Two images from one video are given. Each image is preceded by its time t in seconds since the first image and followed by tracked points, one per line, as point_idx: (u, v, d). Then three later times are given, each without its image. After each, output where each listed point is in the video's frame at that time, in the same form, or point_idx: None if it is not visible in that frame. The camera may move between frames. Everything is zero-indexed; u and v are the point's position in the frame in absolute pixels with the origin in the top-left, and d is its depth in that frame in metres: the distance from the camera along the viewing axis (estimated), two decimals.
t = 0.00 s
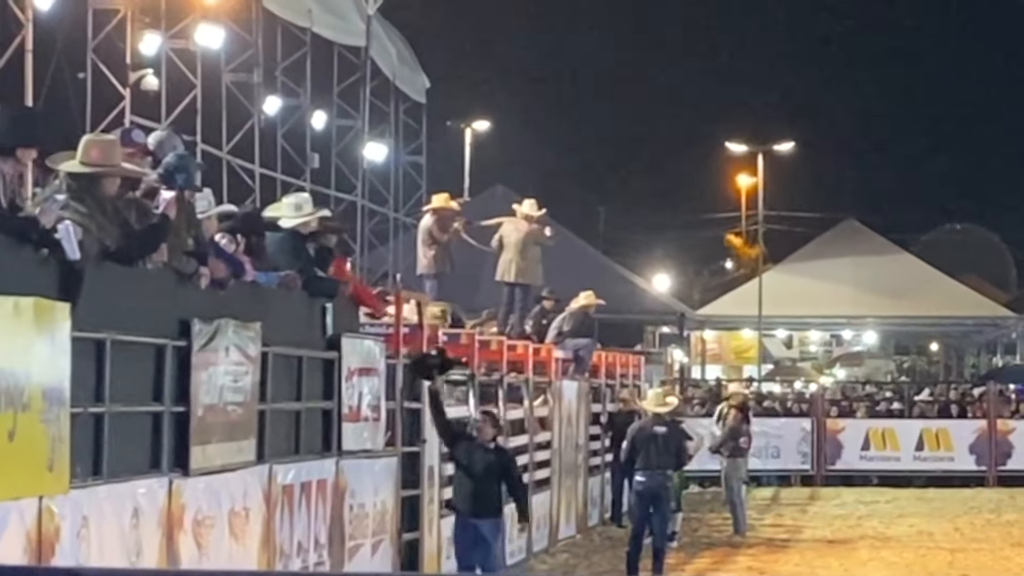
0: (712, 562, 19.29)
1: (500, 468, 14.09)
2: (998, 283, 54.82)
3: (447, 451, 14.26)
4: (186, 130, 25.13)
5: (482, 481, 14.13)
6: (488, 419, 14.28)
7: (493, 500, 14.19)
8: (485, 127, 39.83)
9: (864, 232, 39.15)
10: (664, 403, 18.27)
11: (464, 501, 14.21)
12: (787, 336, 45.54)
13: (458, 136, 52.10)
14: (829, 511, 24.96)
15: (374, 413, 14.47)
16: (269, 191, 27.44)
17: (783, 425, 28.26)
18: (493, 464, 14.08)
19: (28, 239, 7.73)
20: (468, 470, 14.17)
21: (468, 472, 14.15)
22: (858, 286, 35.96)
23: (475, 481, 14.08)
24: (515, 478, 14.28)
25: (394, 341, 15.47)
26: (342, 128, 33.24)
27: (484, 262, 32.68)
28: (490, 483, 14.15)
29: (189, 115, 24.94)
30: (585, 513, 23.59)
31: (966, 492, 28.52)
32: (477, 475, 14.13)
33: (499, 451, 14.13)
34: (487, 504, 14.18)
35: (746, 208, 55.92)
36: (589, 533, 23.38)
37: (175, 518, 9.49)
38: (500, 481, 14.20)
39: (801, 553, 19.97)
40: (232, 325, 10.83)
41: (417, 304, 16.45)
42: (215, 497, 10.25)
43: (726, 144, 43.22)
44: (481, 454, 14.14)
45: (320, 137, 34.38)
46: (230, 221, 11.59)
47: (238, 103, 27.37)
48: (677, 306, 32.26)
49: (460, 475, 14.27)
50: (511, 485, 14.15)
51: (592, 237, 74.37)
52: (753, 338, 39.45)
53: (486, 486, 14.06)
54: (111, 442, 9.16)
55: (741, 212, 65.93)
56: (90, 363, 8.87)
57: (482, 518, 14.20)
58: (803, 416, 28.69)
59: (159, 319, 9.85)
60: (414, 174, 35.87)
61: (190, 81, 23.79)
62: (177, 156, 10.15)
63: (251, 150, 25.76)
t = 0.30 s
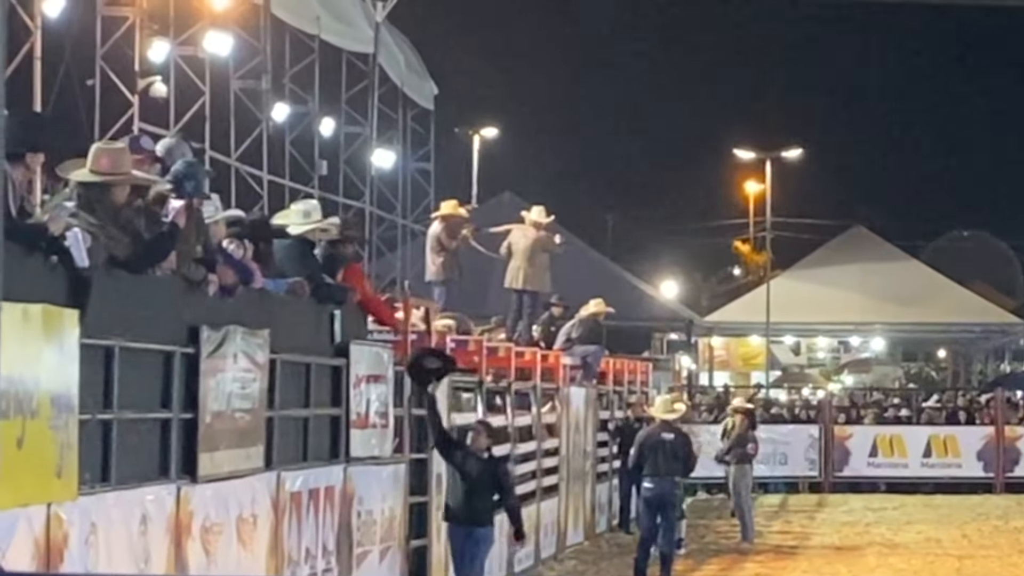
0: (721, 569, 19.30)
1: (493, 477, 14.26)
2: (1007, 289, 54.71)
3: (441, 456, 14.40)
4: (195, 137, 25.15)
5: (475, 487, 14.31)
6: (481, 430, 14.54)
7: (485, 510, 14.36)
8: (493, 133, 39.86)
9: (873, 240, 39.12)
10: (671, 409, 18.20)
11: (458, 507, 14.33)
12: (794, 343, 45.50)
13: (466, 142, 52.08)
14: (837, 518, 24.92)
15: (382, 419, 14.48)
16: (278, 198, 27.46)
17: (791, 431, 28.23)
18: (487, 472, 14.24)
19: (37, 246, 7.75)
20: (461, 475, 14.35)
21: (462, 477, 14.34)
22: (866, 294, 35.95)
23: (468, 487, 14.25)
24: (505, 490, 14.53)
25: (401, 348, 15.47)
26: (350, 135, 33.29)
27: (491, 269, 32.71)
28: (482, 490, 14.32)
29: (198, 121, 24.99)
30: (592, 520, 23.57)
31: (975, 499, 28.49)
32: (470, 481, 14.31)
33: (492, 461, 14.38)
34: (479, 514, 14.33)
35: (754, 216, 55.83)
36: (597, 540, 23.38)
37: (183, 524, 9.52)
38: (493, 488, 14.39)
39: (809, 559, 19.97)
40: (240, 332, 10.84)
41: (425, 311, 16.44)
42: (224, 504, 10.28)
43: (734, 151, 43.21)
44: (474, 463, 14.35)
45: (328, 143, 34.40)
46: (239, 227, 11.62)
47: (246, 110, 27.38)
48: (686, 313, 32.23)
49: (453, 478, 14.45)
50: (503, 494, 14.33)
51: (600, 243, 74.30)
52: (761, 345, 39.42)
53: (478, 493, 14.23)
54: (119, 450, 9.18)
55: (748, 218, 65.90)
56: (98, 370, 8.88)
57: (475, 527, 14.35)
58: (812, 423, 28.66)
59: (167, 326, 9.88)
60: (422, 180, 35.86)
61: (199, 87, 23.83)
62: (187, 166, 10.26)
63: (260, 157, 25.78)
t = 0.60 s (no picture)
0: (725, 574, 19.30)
1: (489, 479, 14.29)
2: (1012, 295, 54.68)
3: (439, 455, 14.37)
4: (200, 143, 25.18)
5: (472, 489, 14.35)
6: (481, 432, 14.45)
7: (481, 511, 14.44)
8: (498, 138, 39.87)
9: (878, 245, 39.13)
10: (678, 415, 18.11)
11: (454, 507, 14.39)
12: (800, 348, 45.48)
13: (471, 148, 52.08)
14: (841, 523, 24.91)
15: (387, 425, 14.49)
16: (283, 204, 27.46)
17: (796, 436, 28.21)
18: (482, 474, 14.27)
19: (42, 252, 7.76)
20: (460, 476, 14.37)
21: (457, 479, 14.37)
22: (871, 299, 35.93)
23: (465, 488, 14.31)
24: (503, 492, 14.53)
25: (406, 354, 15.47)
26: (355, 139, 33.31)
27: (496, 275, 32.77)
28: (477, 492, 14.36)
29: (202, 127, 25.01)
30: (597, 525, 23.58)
31: (979, 504, 28.48)
32: (466, 483, 14.35)
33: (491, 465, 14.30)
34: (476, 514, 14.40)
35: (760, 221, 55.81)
36: (602, 546, 23.36)
37: (188, 530, 9.54)
38: (490, 491, 14.42)
39: (814, 565, 19.98)
40: (245, 338, 10.87)
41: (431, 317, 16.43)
42: (229, 509, 10.30)
43: (739, 156, 43.22)
44: (474, 465, 14.33)
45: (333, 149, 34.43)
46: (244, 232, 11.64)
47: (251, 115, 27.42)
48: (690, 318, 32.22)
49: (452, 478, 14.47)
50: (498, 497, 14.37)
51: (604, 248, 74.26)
52: (766, 350, 39.42)
53: (474, 495, 14.29)
54: (124, 456, 9.19)
55: (752, 223, 65.86)
56: (103, 376, 8.89)
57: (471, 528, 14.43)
58: (817, 428, 28.65)
59: (173, 332, 9.89)
60: (427, 186, 35.89)
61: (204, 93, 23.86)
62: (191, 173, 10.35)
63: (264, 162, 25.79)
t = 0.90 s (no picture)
0: None
1: (481, 482, 14.71)
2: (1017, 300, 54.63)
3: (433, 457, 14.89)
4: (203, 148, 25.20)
5: (464, 492, 14.75)
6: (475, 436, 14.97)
7: (470, 515, 14.80)
8: (502, 144, 39.87)
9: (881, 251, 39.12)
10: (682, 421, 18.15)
11: (441, 509, 14.77)
12: (803, 354, 45.47)
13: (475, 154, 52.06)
14: (845, 528, 24.90)
15: (391, 430, 14.51)
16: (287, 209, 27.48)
17: (800, 441, 28.22)
18: (476, 479, 14.71)
19: (46, 258, 7.76)
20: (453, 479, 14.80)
21: (451, 482, 14.78)
22: (875, 303, 35.99)
23: (458, 490, 14.72)
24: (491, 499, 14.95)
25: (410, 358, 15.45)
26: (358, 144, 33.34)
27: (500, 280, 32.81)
28: (468, 496, 14.77)
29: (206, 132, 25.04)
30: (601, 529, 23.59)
31: (983, 509, 28.48)
32: (460, 485, 14.75)
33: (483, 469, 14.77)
34: (464, 517, 14.76)
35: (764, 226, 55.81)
36: (605, 550, 23.38)
37: (192, 535, 9.57)
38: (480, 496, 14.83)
39: (817, 570, 19.99)
40: (248, 343, 10.87)
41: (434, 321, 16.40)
42: (232, 515, 10.33)
43: (743, 162, 43.20)
44: (467, 469, 14.79)
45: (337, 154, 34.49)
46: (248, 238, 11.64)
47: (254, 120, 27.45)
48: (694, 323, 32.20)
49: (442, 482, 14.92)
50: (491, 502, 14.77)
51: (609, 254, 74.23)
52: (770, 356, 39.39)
53: (465, 497, 14.70)
54: (128, 461, 9.20)
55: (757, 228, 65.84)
56: (106, 380, 8.90)
57: (460, 530, 14.77)
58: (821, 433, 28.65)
59: (176, 337, 9.90)
60: (431, 191, 35.89)
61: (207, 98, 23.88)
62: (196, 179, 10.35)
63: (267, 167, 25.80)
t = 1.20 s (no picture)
0: None
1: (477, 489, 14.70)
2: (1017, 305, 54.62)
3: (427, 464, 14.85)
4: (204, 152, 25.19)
5: (459, 500, 14.73)
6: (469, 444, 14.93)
7: (465, 522, 14.80)
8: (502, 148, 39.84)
9: (881, 256, 39.12)
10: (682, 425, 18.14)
11: (434, 516, 14.77)
12: (804, 359, 45.41)
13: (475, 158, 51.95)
14: (846, 533, 24.89)
15: (391, 435, 14.50)
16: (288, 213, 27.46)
17: (801, 445, 28.20)
18: (470, 487, 14.68)
19: (46, 264, 7.75)
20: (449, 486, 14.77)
21: (445, 489, 14.74)
22: (876, 308, 36.00)
23: (453, 498, 14.70)
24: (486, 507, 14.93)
25: (411, 363, 15.42)
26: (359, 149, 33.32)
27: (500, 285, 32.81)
28: (463, 504, 14.74)
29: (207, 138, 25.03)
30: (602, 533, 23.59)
31: (984, 514, 28.46)
32: (455, 494, 14.72)
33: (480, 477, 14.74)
34: (460, 524, 14.76)
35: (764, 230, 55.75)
36: (606, 555, 23.40)
37: (193, 540, 9.56)
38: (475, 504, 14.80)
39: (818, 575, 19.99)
40: (248, 348, 10.87)
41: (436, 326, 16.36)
42: (233, 520, 10.32)
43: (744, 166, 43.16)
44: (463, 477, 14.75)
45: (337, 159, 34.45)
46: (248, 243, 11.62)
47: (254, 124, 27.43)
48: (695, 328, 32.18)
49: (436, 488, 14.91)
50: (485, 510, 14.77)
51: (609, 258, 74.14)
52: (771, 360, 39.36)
53: (459, 505, 14.69)
54: (128, 465, 9.20)
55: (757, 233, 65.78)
56: (107, 385, 8.89)
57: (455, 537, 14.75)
58: (821, 438, 28.64)
59: (178, 343, 9.90)
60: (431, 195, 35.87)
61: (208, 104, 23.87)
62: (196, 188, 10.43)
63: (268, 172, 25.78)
